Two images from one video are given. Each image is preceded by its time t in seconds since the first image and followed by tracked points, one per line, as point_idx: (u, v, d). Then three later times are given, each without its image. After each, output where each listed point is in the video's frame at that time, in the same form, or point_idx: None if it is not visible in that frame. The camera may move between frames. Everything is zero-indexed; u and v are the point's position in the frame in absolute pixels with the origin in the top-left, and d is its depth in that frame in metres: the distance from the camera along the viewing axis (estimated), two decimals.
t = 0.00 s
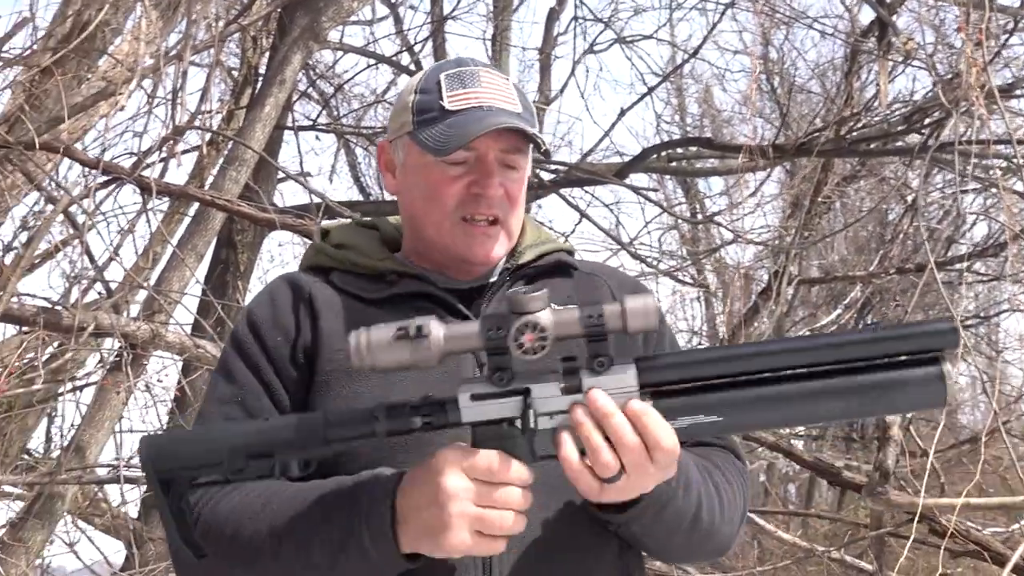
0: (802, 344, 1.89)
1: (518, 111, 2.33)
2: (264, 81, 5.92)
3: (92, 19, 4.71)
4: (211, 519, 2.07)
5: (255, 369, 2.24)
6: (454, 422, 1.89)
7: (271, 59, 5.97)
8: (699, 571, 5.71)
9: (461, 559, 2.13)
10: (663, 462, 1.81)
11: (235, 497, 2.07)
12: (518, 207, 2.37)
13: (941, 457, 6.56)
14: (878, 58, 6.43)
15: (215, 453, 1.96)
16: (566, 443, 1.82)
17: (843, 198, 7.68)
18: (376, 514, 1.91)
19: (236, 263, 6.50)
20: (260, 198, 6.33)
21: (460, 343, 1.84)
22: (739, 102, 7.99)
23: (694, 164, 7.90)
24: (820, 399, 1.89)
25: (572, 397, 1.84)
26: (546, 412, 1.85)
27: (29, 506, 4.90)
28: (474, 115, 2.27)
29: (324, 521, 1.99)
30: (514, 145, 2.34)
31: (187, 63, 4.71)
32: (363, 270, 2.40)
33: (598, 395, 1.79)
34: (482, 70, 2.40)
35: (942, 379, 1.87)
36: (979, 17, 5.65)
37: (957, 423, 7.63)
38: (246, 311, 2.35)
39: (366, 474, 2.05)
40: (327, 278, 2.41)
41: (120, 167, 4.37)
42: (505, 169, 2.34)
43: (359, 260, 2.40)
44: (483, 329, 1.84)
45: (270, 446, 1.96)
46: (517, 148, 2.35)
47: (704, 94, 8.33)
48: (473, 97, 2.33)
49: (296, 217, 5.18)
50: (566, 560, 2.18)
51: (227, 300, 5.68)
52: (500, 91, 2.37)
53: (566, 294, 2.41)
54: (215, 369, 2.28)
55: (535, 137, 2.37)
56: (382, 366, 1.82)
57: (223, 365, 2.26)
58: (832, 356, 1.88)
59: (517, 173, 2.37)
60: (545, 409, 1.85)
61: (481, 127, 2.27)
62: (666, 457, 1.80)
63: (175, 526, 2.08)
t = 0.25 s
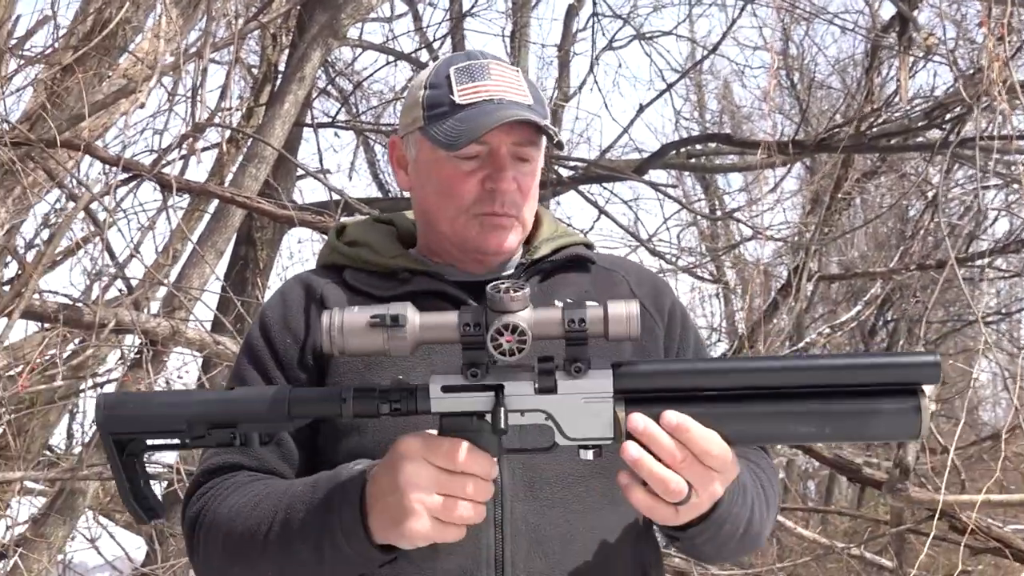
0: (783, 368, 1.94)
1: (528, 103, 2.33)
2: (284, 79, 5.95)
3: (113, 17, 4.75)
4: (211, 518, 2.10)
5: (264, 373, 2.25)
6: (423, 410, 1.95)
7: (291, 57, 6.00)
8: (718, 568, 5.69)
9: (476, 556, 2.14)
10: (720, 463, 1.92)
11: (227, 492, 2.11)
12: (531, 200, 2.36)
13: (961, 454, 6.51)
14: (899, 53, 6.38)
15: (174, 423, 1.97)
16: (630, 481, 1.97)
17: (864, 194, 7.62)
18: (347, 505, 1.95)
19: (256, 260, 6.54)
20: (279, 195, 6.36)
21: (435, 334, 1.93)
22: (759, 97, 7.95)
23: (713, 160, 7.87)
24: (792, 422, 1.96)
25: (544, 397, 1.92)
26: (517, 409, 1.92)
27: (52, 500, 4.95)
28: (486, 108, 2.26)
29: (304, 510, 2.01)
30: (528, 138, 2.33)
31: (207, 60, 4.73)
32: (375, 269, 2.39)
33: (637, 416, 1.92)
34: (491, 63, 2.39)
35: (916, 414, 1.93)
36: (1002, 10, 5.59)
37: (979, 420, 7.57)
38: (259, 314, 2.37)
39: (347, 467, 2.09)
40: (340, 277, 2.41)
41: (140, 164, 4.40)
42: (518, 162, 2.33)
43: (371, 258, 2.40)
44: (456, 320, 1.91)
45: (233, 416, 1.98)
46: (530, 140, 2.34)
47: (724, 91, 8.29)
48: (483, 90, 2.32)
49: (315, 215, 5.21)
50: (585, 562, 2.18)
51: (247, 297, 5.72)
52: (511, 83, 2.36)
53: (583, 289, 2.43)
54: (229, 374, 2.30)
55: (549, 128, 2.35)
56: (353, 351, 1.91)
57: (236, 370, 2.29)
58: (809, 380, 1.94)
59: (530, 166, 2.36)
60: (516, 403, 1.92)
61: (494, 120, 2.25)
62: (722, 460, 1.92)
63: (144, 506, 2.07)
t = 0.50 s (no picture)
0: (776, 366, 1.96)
1: (529, 100, 2.33)
2: (288, 78, 5.95)
3: (118, 16, 4.76)
4: (210, 517, 2.12)
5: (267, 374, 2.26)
6: (415, 397, 1.96)
7: (296, 56, 6.01)
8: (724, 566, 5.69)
9: (480, 553, 2.14)
10: (720, 463, 1.93)
11: (223, 490, 2.13)
12: (532, 196, 2.36)
13: (967, 451, 6.50)
14: (904, 50, 6.38)
15: (167, 400, 1.98)
16: (633, 490, 1.97)
17: (868, 191, 7.61)
18: (336, 498, 1.93)
19: (261, 259, 6.54)
20: (284, 194, 6.37)
21: (430, 322, 1.95)
22: (764, 95, 7.94)
23: (717, 157, 7.86)
24: (780, 421, 1.97)
25: (537, 387, 1.94)
26: (507, 399, 1.94)
27: (58, 499, 4.96)
28: (487, 104, 2.25)
29: (294, 506, 2.00)
30: (529, 135, 2.33)
31: (212, 60, 4.74)
32: (378, 268, 2.39)
33: (633, 423, 1.92)
34: (494, 59, 2.39)
35: (905, 419, 1.94)
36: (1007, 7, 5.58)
37: (984, 418, 7.56)
38: (262, 315, 2.37)
39: (339, 459, 2.06)
40: (343, 277, 2.41)
41: (146, 164, 4.40)
42: (519, 158, 2.33)
43: (375, 258, 2.39)
44: (451, 306, 1.94)
45: (228, 397, 1.99)
46: (531, 136, 2.34)
47: (728, 88, 8.29)
48: (484, 87, 2.32)
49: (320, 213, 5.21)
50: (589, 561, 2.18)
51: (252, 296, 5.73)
52: (514, 80, 2.36)
53: (587, 287, 2.43)
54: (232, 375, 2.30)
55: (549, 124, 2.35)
56: (348, 333, 1.92)
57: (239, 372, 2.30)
58: (799, 379, 1.96)
59: (531, 161, 2.36)
60: (506, 390, 1.94)
61: (493, 116, 2.25)
62: (721, 459, 1.93)
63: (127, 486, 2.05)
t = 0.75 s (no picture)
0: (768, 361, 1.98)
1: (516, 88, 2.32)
2: (287, 77, 5.95)
3: (116, 15, 4.76)
4: (209, 518, 2.12)
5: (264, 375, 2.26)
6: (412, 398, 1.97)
7: (295, 54, 6.01)
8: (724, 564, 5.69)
9: (481, 552, 2.14)
10: (700, 460, 1.93)
11: (223, 492, 2.12)
12: (516, 183, 2.34)
13: (966, 449, 6.50)
14: (903, 49, 6.38)
15: (166, 403, 1.98)
16: (614, 490, 1.96)
17: (867, 189, 7.62)
18: (333, 498, 1.93)
19: (260, 257, 6.53)
20: (283, 193, 6.37)
21: (424, 322, 1.97)
22: (762, 93, 7.94)
23: (716, 156, 7.86)
24: (770, 416, 1.98)
25: (530, 385, 1.95)
26: (501, 398, 1.95)
27: (58, 498, 4.96)
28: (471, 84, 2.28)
29: (291, 507, 2.00)
30: (514, 121, 2.33)
31: (211, 58, 4.73)
32: (377, 269, 2.39)
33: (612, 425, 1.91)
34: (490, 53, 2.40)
35: (891, 414, 1.97)
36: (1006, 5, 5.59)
37: (983, 415, 7.57)
38: (260, 317, 2.37)
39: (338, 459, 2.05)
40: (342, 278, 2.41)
41: (145, 163, 4.40)
42: (504, 143, 2.33)
43: (372, 257, 2.39)
44: (444, 306, 1.97)
45: (225, 400, 1.99)
46: (522, 123, 2.34)
47: (727, 86, 8.29)
48: (474, 73, 2.33)
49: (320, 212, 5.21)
50: (588, 558, 2.17)
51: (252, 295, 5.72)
52: (504, 71, 2.35)
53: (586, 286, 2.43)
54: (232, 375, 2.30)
55: (539, 112, 2.35)
56: (345, 334, 1.94)
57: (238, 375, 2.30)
58: (791, 375, 1.98)
59: (517, 148, 2.35)
60: (500, 388, 1.95)
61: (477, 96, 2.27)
62: (701, 457, 1.93)
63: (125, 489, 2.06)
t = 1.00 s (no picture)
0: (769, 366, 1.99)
1: (514, 84, 2.33)
2: (288, 74, 5.95)
3: (117, 12, 4.76)
4: (219, 522, 2.11)
5: (267, 374, 2.25)
6: (425, 409, 1.96)
7: (296, 51, 6.01)
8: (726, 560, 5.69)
9: (485, 550, 2.14)
10: (696, 464, 1.92)
11: (231, 497, 2.12)
12: (516, 180, 2.33)
13: (967, 446, 6.50)
14: (904, 44, 6.38)
15: (186, 419, 1.98)
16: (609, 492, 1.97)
17: (868, 185, 7.62)
18: (349, 506, 1.92)
19: (261, 254, 6.53)
20: (284, 190, 6.37)
21: (438, 334, 1.97)
22: (763, 89, 7.94)
23: (717, 152, 7.86)
24: (774, 420, 1.99)
25: (542, 394, 1.95)
26: (514, 408, 1.95)
27: (59, 495, 4.97)
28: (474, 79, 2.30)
29: (306, 514, 1.99)
30: (516, 119, 2.35)
31: (212, 55, 4.73)
32: (379, 266, 2.38)
33: (610, 429, 1.91)
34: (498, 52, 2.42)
35: (893, 416, 1.98)
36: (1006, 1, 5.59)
37: (983, 412, 7.57)
38: (262, 317, 2.36)
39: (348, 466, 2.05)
40: (343, 275, 2.39)
41: (147, 160, 4.40)
42: (505, 140, 2.34)
43: (376, 256, 2.38)
44: (458, 316, 1.97)
45: (245, 414, 1.99)
46: (524, 121, 2.35)
47: (727, 83, 8.29)
48: (475, 70, 2.35)
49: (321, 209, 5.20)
50: (590, 557, 2.17)
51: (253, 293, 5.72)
52: (510, 70, 2.37)
53: (589, 283, 2.42)
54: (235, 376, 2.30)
55: (540, 112, 2.36)
56: (361, 347, 1.95)
57: (240, 377, 2.29)
58: (792, 380, 1.99)
59: (518, 146, 2.35)
60: (515, 398, 1.95)
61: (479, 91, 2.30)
62: (698, 461, 1.92)
63: (145, 508, 2.03)
